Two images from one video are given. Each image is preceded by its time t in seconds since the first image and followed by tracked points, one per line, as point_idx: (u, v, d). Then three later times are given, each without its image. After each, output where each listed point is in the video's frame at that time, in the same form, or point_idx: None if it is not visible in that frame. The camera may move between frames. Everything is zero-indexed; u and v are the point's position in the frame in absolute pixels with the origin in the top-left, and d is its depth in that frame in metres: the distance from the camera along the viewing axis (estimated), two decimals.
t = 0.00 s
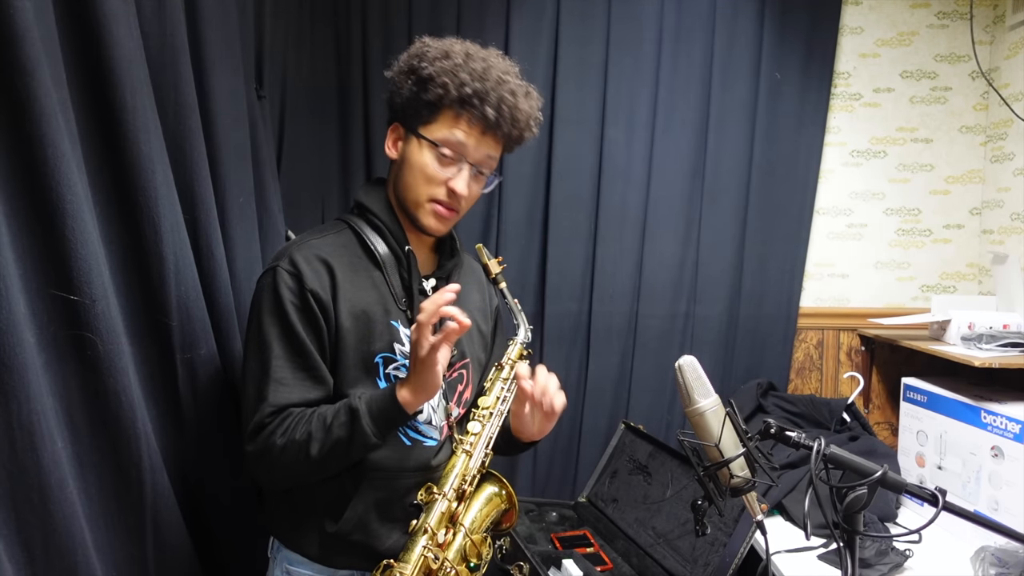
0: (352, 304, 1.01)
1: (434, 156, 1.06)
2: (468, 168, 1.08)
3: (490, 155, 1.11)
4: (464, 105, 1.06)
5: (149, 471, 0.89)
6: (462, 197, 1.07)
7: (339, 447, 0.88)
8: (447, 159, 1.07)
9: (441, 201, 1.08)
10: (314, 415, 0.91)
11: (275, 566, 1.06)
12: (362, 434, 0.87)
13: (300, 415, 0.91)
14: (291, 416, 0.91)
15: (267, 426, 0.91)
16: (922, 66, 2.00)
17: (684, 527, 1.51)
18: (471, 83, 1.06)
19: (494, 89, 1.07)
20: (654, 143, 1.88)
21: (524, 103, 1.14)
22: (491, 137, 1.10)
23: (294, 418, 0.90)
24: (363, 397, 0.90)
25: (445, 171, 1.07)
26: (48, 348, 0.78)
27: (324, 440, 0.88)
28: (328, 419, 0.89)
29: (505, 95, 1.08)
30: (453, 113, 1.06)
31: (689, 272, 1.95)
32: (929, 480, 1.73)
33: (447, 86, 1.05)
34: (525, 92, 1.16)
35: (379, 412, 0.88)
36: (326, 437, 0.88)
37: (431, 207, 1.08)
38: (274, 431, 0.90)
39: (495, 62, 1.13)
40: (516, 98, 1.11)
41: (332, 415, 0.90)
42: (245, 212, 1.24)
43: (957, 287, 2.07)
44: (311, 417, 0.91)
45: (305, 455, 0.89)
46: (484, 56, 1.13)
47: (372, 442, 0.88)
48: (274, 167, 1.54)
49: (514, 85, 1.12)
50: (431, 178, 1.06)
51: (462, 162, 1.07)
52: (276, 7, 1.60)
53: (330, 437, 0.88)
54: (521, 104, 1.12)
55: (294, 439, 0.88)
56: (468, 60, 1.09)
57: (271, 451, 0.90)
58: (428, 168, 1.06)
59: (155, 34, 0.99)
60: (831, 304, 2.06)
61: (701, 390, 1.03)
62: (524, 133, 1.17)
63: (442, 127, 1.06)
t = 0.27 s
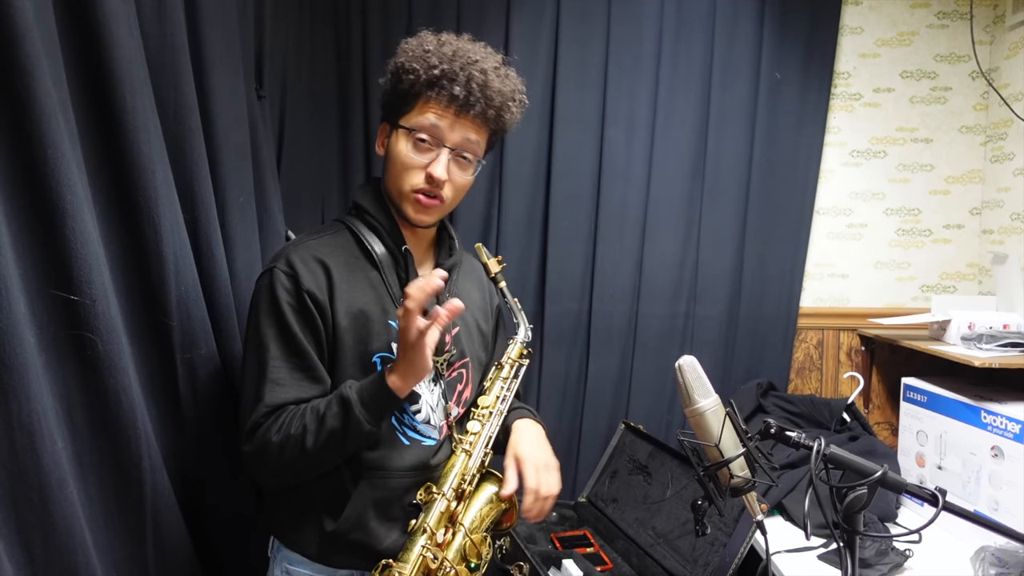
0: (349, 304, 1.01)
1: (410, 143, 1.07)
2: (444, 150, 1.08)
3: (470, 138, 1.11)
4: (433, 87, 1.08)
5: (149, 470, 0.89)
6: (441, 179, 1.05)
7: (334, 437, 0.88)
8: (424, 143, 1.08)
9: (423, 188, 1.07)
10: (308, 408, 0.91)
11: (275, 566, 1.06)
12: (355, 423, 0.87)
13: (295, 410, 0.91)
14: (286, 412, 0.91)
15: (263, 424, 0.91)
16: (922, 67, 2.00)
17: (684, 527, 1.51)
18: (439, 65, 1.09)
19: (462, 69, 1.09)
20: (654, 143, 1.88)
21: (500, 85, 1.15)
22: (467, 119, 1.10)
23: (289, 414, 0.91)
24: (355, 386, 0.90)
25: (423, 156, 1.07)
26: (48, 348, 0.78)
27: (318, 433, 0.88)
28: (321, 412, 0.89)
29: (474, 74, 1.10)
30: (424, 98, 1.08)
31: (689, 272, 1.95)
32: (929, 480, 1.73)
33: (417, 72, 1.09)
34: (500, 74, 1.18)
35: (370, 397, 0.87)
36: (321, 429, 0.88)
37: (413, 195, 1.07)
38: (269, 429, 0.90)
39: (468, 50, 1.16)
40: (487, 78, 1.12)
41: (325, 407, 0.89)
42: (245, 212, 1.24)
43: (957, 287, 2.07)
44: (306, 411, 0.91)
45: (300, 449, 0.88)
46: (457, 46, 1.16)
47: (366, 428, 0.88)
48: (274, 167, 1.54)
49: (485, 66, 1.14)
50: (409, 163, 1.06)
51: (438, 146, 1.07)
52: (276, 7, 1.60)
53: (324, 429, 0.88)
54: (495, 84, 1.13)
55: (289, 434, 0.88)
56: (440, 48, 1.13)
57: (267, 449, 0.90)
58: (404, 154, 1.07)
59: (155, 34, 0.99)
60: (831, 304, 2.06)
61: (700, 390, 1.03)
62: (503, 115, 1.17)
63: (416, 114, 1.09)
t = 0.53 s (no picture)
0: (346, 305, 1.01)
1: (405, 146, 1.07)
2: (440, 152, 1.07)
3: (465, 138, 1.10)
4: (426, 88, 1.08)
5: (149, 471, 0.89)
6: (437, 180, 1.05)
7: (328, 448, 0.89)
8: (419, 145, 1.07)
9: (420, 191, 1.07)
10: (304, 416, 0.92)
11: (274, 566, 1.06)
12: (349, 437, 0.88)
13: (290, 415, 0.92)
14: (280, 418, 0.91)
15: (257, 427, 0.92)
16: (922, 67, 2.00)
17: (684, 527, 1.51)
18: (431, 66, 1.09)
19: (454, 69, 1.08)
20: (654, 143, 1.88)
21: (493, 82, 1.15)
22: (462, 119, 1.09)
23: (283, 419, 0.91)
24: (351, 399, 0.90)
25: (418, 158, 1.07)
26: (48, 347, 0.78)
27: (312, 442, 0.89)
28: (316, 421, 0.90)
29: (466, 72, 1.09)
30: (418, 100, 1.08)
31: (689, 272, 1.95)
32: (929, 480, 1.73)
33: (409, 74, 1.09)
34: (493, 71, 1.18)
35: (366, 415, 0.88)
36: (315, 439, 0.89)
37: (411, 198, 1.07)
38: (263, 432, 0.91)
39: (460, 48, 1.15)
40: (480, 76, 1.11)
41: (322, 417, 0.90)
42: (245, 212, 1.24)
43: (957, 287, 2.07)
44: (301, 418, 0.91)
45: (294, 457, 0.89)
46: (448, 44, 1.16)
47: (359, 445, 0.88)
48: (274, 167, 1.54)
49: (478, 64, 1.13)
50: (405, 166, 1.06)
51: (433, 147, 1.07)
52: (276, 7, 1.60)
53: (318, 439, 0.89)
54: (489, 82, 1.13)
55: (283, 440, 0.89)
56: (431, 48, 1.12)
57: (261, 453, 0.91)
58: (400, 158, 1.07)
59: (155, 34, 0.99)
60: (831, 304, 2.06)
61: (700, 390, 1.03)
62: (497, 112, 1.16)
63: (410, 116, 1.09)
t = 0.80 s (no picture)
0: (345, 305, 1.01)
1: (437, 165, 1.05)
2: (470, 170, 1.08)
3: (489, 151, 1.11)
4: (459, 111, 1.04)
5: (149, 471, 0.89)
6: (471, 197, 1.09)
7: (323, 451, 0.89)
8: (449, 165, 1.06)
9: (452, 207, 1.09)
10: (300, 419, 0.92)
11: (274, 566, 1.06)
12: (345, 442, 0.88)
13: (286, 417, 0.92)
14: (277, 420, 0.92)
15: (253, 429, 0.92)
16: (922, 67, 2.00)
17: (684, 527, 1.51)
18: (461, 85, 1.04)
19: (485, 88, 1.06)
20: (654, 143, 1.88)
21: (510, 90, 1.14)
22: (488, 135, 1.09)
23: (279, 420, 0.91)
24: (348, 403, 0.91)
25: (449, 177, 1.07)
26: (49, 347, 0.78)
27: (307, 445, 0.89)
28: (312, 424, 0.90)
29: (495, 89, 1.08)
30: (448, 119, 1.05)
31: (689, 272, 1.95)
32: (929, 480, 1.73)
33: (439, 94, 1.03)
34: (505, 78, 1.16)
35: (363, 419, 0.88)
36: (311, 443, 0.89)
37: (443, 214, 1.08)
38: (260, 434, 0.91)
39: (477, 54, 1.12)
40: (504, 89, 1.11)
41: (318, 419, 0.90)
42: (245, 212, 1.24)
43: (957, 287, 2.07)
44: (297, 420, 0.91)
45: (290, 460, 0.90)
46: (464, 50, 1.12)
47: (354, 449, 0.88)
48: (274, 167, 1.54)
49: (498, 74, 1.11)
50: (437, 187, 1.06)
51: (464, 166, 1.07)
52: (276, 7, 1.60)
53: (313, 443, 0.89)
54: (510, 93, 1.12)
55: (279, 442, 0.89)
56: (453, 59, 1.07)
57: (257, 455, 0.91)
58: (432, 178, 1.06)
59: (155, 34, 1.00)
60: (831, 304, 2.06)
61: (700, 390, 1.03)
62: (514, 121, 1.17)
63: (439, 136, 1.05)
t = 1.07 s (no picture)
0: (348, 302, 1.01)
1: (419, 142, 1.07)
2: (453, 150, 1.08)
3: (477, 137, 1.11)
4: (443, 87, 1.08)
5: (148, 471, 0.88)
6: (450, 178, 1.06)
7: (310, 461, 0.89)
8: (432, 143, 1.07)
9: (430, 186, 1.08)
10: (288, 423, 0.91)
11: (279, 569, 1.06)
12: (332, 454, 0.88)
13: (273, 419, 0.92)
14: (263, 421, 0.91)
15: (241, 424, 0.92)
16: (922, 67, 2.00)
17: (684, 527, 1.51)
18: (449, 65, 1.09)
19: (471, 68, 1.09)
20: (654, 143, 1.88)
21: (507, 83, 1.15)
22: (476, 118, 1.10)
23: (267, 422, 0.91)
24: (339, 417, 0.91)
25: (431, 155, 1.07)
26: (49, 348, 0.78)
27: (293, 452, 0.89)
28: (300, 431, 0.90)
29: (483, 73, 1.10)
30: (433, 97, 1.08)
31: (689, 272, 1.95)
32: (929, 480, 1.73)
33: (426, 71, 1.08)
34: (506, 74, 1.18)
35: (352, 437, 0.88)
36: (298, 450, 0.89)
37: (421, 193, 1.08)
38: (247, 432, 0.91)
39: (474, 48, 1.15)
40: (496, 76, 1.12)
41: (306, 428, 0.90)
42: (245, 212, 1.24)
43: (957, 287, 2.07)
44: (283, 424, 0.91)
45: (275, 465, 0.89)
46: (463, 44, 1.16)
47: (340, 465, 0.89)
48: (274, 166, 1.54)
49: (494, 65, 1.14)
50: (417, 162, 1.06)
51: (446, 144, 1.08)
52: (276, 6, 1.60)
53: (299, 450, 0.89)
54: (504, 83, 1.14)
55: (264, 444, 0.89)
56: (447, 46, 1.12)
57: (243, 451, 0.91)
58: (414, 154, 1.07)
59: (155, 33, 0.99)
60: (831, 304, 2.06)
61: (701, 390, 1.02)
62: (510, 114, 1.17)
63: (424, 113, 1.08)
